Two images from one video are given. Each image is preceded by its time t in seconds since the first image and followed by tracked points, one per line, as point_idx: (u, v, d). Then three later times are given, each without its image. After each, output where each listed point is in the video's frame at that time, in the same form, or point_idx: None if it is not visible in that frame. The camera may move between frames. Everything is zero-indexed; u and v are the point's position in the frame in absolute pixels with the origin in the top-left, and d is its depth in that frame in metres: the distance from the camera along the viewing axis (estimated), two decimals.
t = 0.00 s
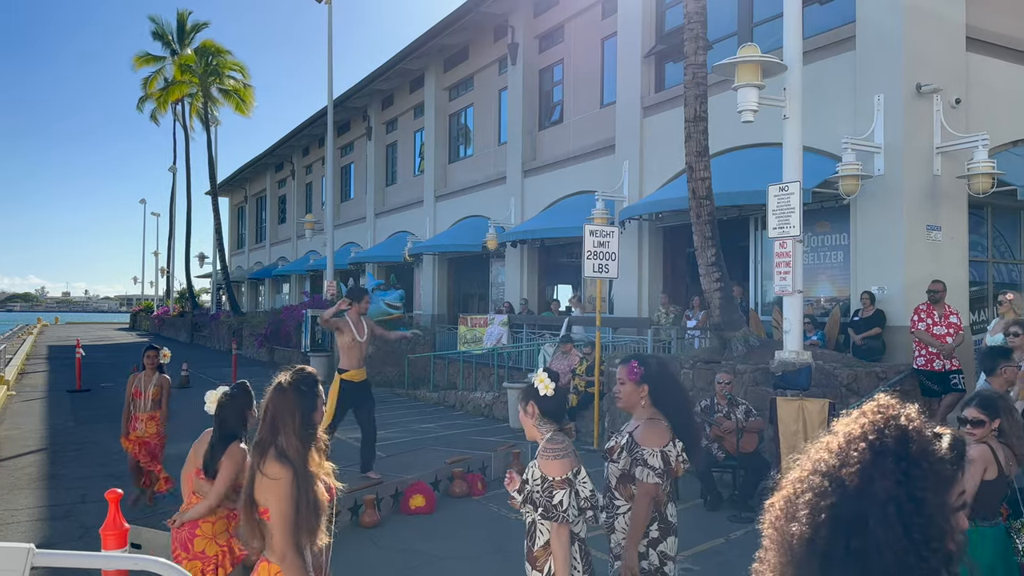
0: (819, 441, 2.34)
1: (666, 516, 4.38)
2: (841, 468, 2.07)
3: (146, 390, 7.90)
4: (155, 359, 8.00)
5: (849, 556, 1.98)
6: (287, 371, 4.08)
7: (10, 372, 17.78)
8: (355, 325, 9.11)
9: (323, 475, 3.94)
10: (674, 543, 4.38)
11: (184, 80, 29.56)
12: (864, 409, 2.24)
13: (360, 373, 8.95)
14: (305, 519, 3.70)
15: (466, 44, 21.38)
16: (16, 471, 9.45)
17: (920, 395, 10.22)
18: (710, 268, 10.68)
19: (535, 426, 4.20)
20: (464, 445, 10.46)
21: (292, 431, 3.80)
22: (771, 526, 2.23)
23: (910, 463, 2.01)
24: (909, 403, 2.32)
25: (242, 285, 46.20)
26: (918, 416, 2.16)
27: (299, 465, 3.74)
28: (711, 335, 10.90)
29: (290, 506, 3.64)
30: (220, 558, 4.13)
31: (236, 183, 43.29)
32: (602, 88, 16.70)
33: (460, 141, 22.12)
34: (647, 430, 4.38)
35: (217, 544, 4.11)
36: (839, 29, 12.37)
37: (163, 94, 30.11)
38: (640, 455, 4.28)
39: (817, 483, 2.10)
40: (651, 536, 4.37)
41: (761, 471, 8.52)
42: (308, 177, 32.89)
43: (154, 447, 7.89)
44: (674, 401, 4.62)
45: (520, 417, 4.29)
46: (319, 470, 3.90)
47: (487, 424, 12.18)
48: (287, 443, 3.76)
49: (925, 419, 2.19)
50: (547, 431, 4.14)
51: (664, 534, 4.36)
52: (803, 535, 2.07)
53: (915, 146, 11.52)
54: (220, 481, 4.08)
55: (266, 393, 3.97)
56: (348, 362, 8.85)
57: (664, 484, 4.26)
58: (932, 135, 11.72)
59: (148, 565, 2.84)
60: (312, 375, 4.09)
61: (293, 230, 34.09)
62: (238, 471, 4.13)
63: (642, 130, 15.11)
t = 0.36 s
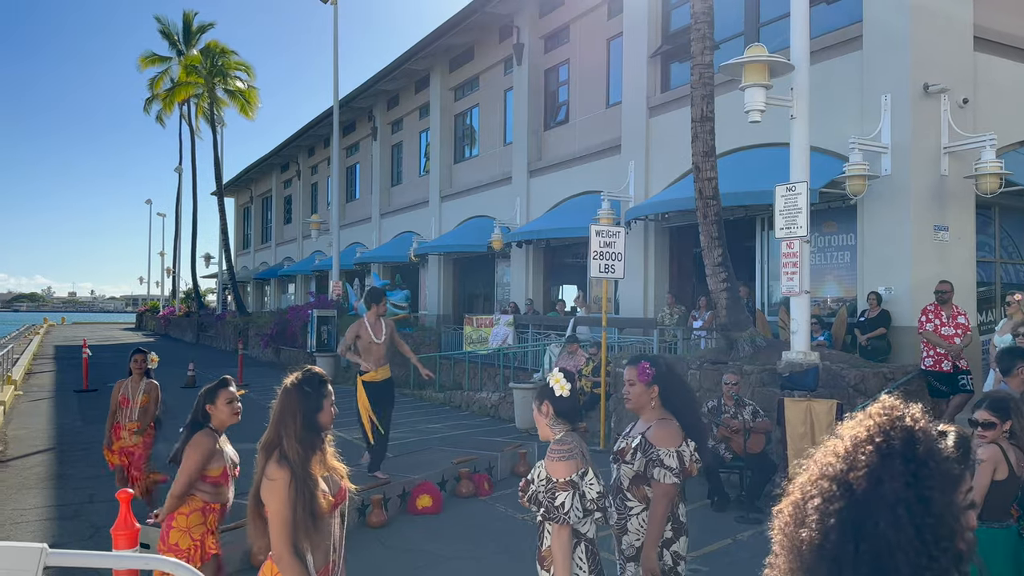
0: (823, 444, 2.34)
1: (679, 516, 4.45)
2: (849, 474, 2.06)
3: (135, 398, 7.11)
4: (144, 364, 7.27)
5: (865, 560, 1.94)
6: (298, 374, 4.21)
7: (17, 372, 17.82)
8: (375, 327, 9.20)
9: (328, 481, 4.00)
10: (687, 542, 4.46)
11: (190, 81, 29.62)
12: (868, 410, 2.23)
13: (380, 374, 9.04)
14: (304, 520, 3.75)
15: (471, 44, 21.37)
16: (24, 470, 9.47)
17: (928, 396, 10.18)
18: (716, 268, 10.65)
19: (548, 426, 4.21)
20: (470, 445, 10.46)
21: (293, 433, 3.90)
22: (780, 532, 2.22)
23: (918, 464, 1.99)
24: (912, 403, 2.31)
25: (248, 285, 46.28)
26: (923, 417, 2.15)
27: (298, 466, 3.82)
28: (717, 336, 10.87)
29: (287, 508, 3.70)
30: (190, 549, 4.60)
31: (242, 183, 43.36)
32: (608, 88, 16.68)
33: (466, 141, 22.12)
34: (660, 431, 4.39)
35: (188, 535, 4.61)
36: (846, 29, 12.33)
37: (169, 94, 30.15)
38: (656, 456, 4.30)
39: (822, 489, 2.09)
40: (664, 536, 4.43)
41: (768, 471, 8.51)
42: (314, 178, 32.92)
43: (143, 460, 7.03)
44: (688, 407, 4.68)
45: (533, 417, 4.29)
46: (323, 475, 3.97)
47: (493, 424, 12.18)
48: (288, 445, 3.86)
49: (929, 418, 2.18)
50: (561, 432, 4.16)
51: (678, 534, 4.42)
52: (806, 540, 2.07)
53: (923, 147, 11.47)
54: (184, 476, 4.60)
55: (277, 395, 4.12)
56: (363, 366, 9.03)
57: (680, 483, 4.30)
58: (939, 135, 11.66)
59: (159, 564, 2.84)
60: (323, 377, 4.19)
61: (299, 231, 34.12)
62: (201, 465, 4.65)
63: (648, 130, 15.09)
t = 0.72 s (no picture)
0: (842, 442, 2.14)
1: (693, 514, 4.46)
2: (884, 473, 1.86)
3: (128, 407, 6.78)
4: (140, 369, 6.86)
5: (900, 564, 1.78)
6: (311, 372, 4.20)
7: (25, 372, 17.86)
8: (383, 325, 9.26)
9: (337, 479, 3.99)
10: (701, 541, 4.45)
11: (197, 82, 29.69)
12: (896, 409, 2.05)
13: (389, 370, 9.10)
14: (316, 519, 3.73)
15: (477, 44, 21.37)
16: (32, 469, 9.48)
17: (937, 396, 10.11)
18: (724, 267, 10.61)
19: (563, 424, 4.18)
20: (476, 445, 10.44)
21: (306, 431, 3.89)
22: (806, 536, 1.99)
23: (957, 467, 1.85)
24: (931, 400, 2.17)
25: (254, 285, 46.38)
26: (952, 417, 2.01)
27: (310, 464, 3.80)
28: (725, 335, 10.81)
29: (300, 505, 3.69)
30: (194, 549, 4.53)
31: (247, 183, 43.48)
32: (614, 87, 16.66)
33: (471, 141, 22.11)
34: (672, 429, 4.41)
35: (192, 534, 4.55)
36: (853, 28, 12.27)
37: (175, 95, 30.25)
38: (669, 453, 4.32)
39: (856, 489, 1.88)
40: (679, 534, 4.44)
41: (777, 471, 8.50)
42: (320, 178, 32.98)
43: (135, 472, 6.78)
44: (700, 404, 4.73)
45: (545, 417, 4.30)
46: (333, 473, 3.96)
47: (499, 423, 12.15)
48: (301, 444, 3.84)
49: (958, 419, 2.04)
50: (574, 430, 4.12)
51: (692, 533, 4.43)
52: (840, 546, 1.85)
53: (930, 146, 11.41)
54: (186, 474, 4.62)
55: (290, 394, 4.10)
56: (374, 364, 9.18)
57: (694, 481, 4.32)
58: (947, 135, 11.60)
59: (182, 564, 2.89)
60: (337, 375, 4.16)
61: (304, 230, 34.17)
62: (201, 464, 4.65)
63: (654, 129, 15.05)
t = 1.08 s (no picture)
0: (877, 440, 2.03)
1: (709, 511, 4.43)
2: (911, 461, 1.76)
3: (128, 412, 6.74)
4: (142, 372, 6.87)
5: (931, 556, 1.64)
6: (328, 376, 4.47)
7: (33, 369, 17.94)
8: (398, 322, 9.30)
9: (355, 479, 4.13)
10: (717, 538, 4.43)
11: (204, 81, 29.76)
12: (927, 402, 1.94)
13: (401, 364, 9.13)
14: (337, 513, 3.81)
15: (483, 42, 21.35)
16: (42, 465, 9.50)
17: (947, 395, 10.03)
18: (734, 265, 10.56)
19: (578, 420, 4.17)
20: (484, 443, 10.42)
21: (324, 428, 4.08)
22: (841, 532, 1.86)
23: (983, 455, 1.72)
24: (971, 396, 2.02)
25: (261, 283, 46.49)
26: (988, 407, 1.86)
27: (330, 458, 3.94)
28: (734, 333, 10.75)
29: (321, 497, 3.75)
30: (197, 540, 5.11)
31: (253, 182, 43.60)
32: (621, 85, 16.62)
33: (478, 140, 22.09)
34: (686, 426, 4.41)
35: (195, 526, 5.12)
36: (863, 25, 12.20)
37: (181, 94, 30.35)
38: (683, 448, 4.34)
39: (887, 478, 1.77)
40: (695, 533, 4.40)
41: (787, 469, 8.49)
42: (325, 176, 33.04)
43: (133, 478, 6.74)
44: (706, 390, 4.76)
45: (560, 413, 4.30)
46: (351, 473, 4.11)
47: (506, 421, 12.13)
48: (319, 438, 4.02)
49: (995, 410, 1.90)
50: (590, 426, 4.11)
51: (708, 530, 4.40)
52: (876, 539, 1.71)
53: (940, 143, 11.33)
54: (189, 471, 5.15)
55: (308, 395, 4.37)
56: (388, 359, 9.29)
57: (708, 476, 4.33)
58: (957, 132, 11.51)
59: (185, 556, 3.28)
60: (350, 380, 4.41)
61: (310, 229, 34.22)
62: (204, 461, 5.16)
63: (662, 127, 15.01)
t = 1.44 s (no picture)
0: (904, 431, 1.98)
1: (718, 513, 4.43)
2: (924, 454, 1.72)
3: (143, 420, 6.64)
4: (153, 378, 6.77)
5: (931, 549, 1.62)
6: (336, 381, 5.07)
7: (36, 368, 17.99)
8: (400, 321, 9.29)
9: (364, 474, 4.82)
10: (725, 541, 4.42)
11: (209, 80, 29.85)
12: (953, 399, 1.88)
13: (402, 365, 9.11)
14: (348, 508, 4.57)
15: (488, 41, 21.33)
16: (48, 463, 9.51)
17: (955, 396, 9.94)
18: (741, 265, 10.51)
19: (592, 422, 4.18)
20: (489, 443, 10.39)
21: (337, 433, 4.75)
22: (852, 516, 1.87)
23: (997, 451, 1.65)
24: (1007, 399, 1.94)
25: (264, 282, 46.55)
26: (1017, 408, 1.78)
27: (343, 464, 4.65)
28: (741, 333, 10.67)
29: (333, 500, 4.50)
30: (207, 541, 5.10)
31: (258, 182, 43.69)
32: (627, 84, 16.59)
33: (483, 139, 22.09)
34: (697, 429, 4.42)
35: (205, 528, 5.11)
36: (871, 23, 12.12)
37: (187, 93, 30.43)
38: (694, 451, 4.34)
39: (898, 469, 1.74)
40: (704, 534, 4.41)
41: (795, 470, 8.46)
42: (331, 176, 33.07)
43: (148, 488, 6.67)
44: (712, 393, 4.79)
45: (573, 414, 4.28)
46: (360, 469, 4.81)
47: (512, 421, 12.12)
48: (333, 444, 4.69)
49: None
50: (602, 428, 4.13)
51: (717, 532, 4.40)
52: (875, 523, 1.73)
53: (949, 142, 11.25)
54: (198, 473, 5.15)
55: (321, 393, 5.02)
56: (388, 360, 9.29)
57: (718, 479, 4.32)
58: (966, 132, 11.43)
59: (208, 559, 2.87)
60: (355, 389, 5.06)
61: (316, 228, 34.27)
62: (214, 463, 5.15)
63: (668, 126, 14.96)
